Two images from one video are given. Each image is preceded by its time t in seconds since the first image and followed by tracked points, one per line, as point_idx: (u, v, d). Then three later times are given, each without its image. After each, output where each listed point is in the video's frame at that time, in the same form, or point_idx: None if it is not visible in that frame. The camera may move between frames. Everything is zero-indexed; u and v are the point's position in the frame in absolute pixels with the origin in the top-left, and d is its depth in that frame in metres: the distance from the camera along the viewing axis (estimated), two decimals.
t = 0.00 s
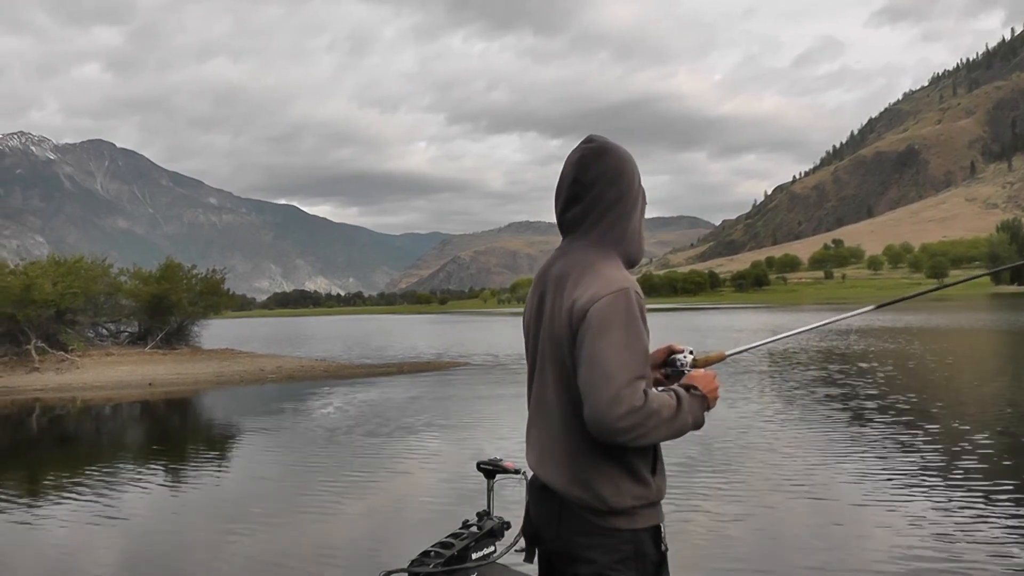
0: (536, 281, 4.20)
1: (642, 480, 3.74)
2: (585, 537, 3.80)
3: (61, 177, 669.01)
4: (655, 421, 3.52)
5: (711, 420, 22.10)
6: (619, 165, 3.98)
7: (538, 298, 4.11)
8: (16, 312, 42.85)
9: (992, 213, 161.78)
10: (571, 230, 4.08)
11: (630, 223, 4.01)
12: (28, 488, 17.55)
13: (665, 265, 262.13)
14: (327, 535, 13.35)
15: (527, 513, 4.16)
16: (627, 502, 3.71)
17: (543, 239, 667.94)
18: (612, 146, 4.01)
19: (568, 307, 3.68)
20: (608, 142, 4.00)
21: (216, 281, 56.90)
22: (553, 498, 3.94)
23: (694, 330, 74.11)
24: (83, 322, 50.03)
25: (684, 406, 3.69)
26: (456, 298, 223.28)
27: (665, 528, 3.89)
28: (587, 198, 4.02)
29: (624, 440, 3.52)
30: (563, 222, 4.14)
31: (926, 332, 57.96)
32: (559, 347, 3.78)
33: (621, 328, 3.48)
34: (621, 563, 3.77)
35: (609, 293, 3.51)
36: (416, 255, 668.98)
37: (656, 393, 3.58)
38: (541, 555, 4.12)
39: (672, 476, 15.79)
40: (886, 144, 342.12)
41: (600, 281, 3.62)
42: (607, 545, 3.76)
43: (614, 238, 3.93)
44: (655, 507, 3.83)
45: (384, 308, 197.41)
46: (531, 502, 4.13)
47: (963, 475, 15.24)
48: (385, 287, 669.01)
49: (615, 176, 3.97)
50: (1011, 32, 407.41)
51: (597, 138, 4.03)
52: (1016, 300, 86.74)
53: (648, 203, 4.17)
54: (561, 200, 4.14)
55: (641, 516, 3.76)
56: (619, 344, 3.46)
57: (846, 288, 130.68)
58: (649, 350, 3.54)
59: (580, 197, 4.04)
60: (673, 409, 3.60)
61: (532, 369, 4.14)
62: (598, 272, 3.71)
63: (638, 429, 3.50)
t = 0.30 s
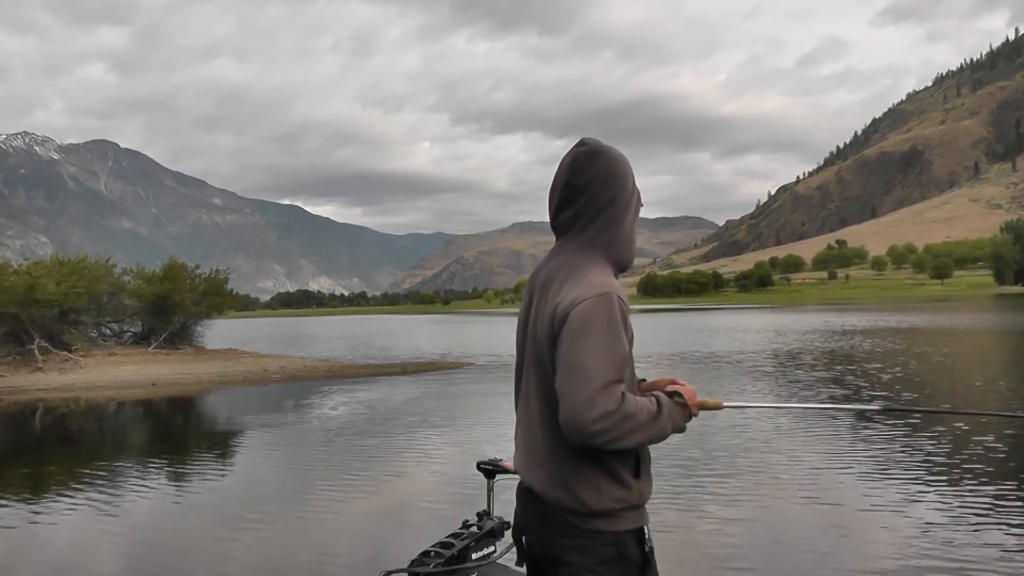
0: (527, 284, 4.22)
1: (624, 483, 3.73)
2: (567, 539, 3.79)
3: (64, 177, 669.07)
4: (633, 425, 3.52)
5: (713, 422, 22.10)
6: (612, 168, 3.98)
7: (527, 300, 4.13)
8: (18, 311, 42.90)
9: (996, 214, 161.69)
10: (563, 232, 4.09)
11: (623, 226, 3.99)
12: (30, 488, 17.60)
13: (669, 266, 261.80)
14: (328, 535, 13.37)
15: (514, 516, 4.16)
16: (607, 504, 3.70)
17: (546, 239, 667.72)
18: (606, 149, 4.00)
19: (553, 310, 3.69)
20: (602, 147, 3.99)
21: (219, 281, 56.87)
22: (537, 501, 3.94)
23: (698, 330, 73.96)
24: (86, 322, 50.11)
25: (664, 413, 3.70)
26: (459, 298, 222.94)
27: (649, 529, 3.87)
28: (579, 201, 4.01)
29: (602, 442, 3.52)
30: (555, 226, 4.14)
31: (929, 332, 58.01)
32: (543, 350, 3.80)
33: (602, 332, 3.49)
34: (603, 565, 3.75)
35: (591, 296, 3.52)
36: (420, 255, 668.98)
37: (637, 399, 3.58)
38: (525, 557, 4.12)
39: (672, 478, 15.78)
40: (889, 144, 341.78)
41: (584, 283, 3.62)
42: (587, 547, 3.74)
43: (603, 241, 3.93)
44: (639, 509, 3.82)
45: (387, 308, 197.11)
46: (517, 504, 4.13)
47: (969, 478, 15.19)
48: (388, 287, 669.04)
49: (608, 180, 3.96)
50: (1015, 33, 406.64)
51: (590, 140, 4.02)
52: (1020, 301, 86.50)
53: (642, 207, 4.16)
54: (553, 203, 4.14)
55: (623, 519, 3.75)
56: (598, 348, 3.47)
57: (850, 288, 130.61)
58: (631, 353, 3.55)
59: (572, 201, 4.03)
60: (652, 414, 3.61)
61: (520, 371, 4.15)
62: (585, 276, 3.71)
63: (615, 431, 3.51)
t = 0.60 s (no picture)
0: (521, 278, 4.23)
1: (604, 482, 3.75)
2: (546, 537, 3.79)
3: (68, 177, 669.05)
4: (616, 424, 3.54)
5: (716, 423, 22.05)
6: (612, 169, 3.98)
7: (521, 298, 4.13)
8: (21, 312, 42.95)
9: (999, 213, 161.41)
10: (560, 232, 4.09)
11: (620, 230, 3.99)
12: (33, 488, 17.61)
13: (672, 265, 261.68)
14: (329, 536, 13.38)
15: (496, 512, 4.16)
16: (587, 502, 3.71)
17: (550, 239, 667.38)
18: (608, 153, 4.00)
19: (546, 307, 3.70)
20: (605, 150, 4.00)
21: (223, 281, 56.84)
22: (517, 498, 3.95)
23: (703, 330, 73.85)
24: (90, 322, 50.23)
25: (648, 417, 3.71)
26: (463, 297, 222.75)
27: (627, 529, 3.87)
28: (578, 202, 4.01)
29: (586, 440, 3.52)
30: (553, 226, 4.15)
31: (932, 332, 57.96)
32: (533, 345, 3.80)
33: (592, 329, 3.50)
34: (582, 564, 3.76)
35: (584, 293, 3.53)
36: (423, 255, 668.95)
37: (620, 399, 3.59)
38: (503, 554, 4.13)
39: (673, 480, 15.74)
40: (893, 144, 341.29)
41: (578, 281, 3.63)
42: (566, 545, 3.74)
43: (600, 242, 3.93)
44: (617, 509, 3.83)
45: (391, 308, 196.84)
46: (498, 501, 4.14)
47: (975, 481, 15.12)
48: (391, 287, 669.09)
49: (607, 183, 3.97)
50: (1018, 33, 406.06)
51: (591, 143, 4.02)
52: None
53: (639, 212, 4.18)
54: (551, 203, 4.15)
55: (603, 518, 3.76)
56: (588, 344, 3.47)
57: (854, 288, 130.53)
58: (620, 352, 3.56)
59: (571, 202, 4.03)
60: (635, 415, 3.62)
61: (508, 368, 4.16)
62: (578, 276, 3.72)
63: (599, 429, 3.51)
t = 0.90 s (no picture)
0: (529, 276, 4.22)
1: (609, 484, 3.73)
2: (551, 539, 3.79)
3: (73, 175, 669.00)
4: (623, 427, 3.53)
5: (719, 425, 22.01)
6: (621, 172, 3.97)
7: (529, 297, 4.12)
8: (26, 309, 43.06)
9: (1004, 215, 161.10)
10: (568, 232, 4.09)
11: (629, 232, 3.97)
12: (39, 484, 17.70)
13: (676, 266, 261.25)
14: (333, 534, 13.40)
15: (500, 512, 4.16)
16: (592, 501, 3.69)
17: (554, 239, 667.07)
18: (617, 152, 3.98)
19: (554, 306, 3.69)
20: (614, 151, 3.98)
21: (227, 279, 56.92)
22: (522, 499, 3.94)
23: (707, 331, 73.77)
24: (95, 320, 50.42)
25: (651, 424, 3.67)
26: (467, 297, 222.41)
27: (633, 531, 3.85)
28: (586, 205, 4.00)
29: (594, 441, 3.52)
30: (562, 226, 4.14)
31: (937, 334, 57.82)
32: (542, 342, 3.79)
33: (601, 327, 3.49)
34: (586, 566, 3.75)
35: (593, 292, 3.53)
36: (427, 255, 669.01)
37: (624, 405, 3.58)
38: (507, 553, 4.12)
39: (676, 482, 15.71)
40: (898, 145, 340.64)
41: (586, 281, 3.64)
42: (572, 548, 3.73)
43: (609, 243, 3.91)
44: (623, 511, 3.81)
45: (395, 307, 196.68)
46: (504, 501, 4.13)
47: (984, 484, 15.08)
48: (396, 286, 669.00)
49: (616, 185, 3.95)
50: None
51: (600, 144, 4.02)
52: None
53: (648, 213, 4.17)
54: (561, 203, 4.13)
55: (608, 519, 3.74)
56: (598, 343, 3.47)
57: (858, 290, 130.24)
58: (630, 351, 3.55)
59: (580, 202, 4.02)
60: (642, 417, 3.60)
61: (516, 365, 4.14)
62: (589, 274, 3.70)
63: (609, 428, 3.50)
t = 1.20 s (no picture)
0: (543, 273, 4.18)
1: (637, 482, 3.73)
2: (578, 541, 3.78)
3: (78, 175, 669.02)
4: (659, 422, 3.53)
5: (726, 425, 21.96)
6: (630, 169, 3.97)
7: (542, 297, 4.09)
8: (32, 309, 43.14)
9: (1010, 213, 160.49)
10: (583, 231, 4.06)
11: (642, 228, 3.97)
12: (45, 484, 17.75)
13: (682, 264, 260.82)
14: (339, 533, 13.44)
15: (520, 515, 4.13)
16: (621, 501, 3.69)
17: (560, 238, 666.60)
18: (626, 149, 3.97)
19: (585, 304, 3.65)
20: (626, 148, 3.97)
21: (233, 279, 56.92)
22: (545, 501, 3.92)
23: (713, 329, 73.58)
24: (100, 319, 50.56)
25: (680, 420, 3.67)
26: (472, 296, 221.94)
27: (657, 535, 3.86)
28: (599, 202, 3.99)
29: (629, 437, 3.51)
30: (573, 225, 4.15)
31: (943, 333, 57.64)
32: (567, 340, 3.75)
33: (637, 321, 3.48)
34: (614, 567, 3.74)
35: (624, 289, 3.52)
36: (432, 254, 668.95)
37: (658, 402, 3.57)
38: (528, 556, 4.10)
39: (680, 483, 15.69)
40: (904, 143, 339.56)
41: (613, 277, 3.62)
42: (599, 548, 3.73)
43: (625, 241, 3.92)
44: (650, 511, 3.80)
45: (400, 306, 196.47)
46: (523, 505, 4.10)
47: (990, 485, 15.07)
48: (401, 286, 668.96)
49: (627, 182, 3.95)
50: None
51: (608, 142, 4.00)
52: None
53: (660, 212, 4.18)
54: (570, 201, 4.14)
55: (634, 520, 3.74)
56: (634, 339, 3.46)
57: (864, 288, 129.98)
58: (666, 346, 3.54)
59: (594, 201, 4.01)
60: (671, 415, 3.58)
61: (532, 364, 4.10)
62: (614, 272, 3.68)
63: (645, 424, 3.50)
